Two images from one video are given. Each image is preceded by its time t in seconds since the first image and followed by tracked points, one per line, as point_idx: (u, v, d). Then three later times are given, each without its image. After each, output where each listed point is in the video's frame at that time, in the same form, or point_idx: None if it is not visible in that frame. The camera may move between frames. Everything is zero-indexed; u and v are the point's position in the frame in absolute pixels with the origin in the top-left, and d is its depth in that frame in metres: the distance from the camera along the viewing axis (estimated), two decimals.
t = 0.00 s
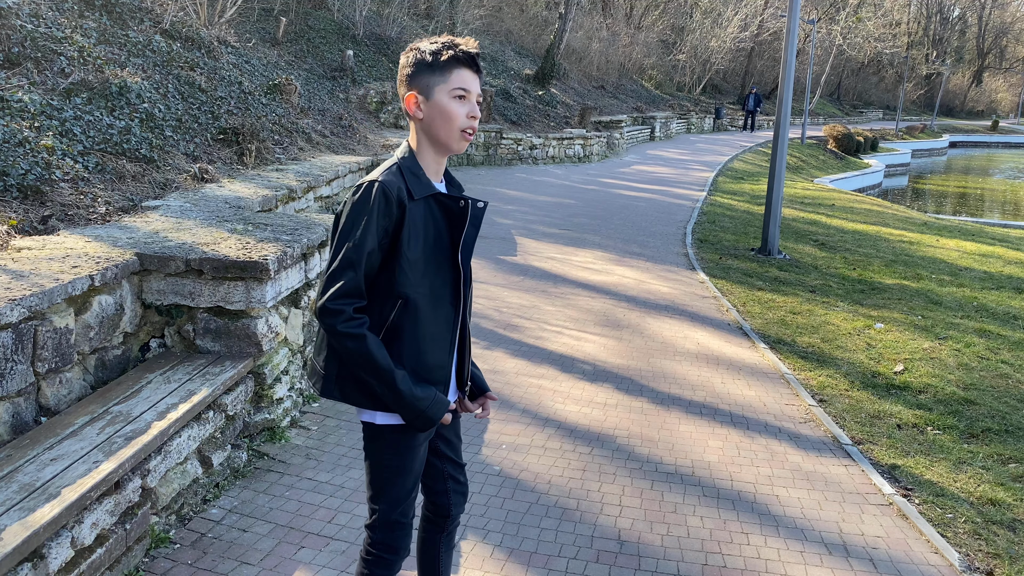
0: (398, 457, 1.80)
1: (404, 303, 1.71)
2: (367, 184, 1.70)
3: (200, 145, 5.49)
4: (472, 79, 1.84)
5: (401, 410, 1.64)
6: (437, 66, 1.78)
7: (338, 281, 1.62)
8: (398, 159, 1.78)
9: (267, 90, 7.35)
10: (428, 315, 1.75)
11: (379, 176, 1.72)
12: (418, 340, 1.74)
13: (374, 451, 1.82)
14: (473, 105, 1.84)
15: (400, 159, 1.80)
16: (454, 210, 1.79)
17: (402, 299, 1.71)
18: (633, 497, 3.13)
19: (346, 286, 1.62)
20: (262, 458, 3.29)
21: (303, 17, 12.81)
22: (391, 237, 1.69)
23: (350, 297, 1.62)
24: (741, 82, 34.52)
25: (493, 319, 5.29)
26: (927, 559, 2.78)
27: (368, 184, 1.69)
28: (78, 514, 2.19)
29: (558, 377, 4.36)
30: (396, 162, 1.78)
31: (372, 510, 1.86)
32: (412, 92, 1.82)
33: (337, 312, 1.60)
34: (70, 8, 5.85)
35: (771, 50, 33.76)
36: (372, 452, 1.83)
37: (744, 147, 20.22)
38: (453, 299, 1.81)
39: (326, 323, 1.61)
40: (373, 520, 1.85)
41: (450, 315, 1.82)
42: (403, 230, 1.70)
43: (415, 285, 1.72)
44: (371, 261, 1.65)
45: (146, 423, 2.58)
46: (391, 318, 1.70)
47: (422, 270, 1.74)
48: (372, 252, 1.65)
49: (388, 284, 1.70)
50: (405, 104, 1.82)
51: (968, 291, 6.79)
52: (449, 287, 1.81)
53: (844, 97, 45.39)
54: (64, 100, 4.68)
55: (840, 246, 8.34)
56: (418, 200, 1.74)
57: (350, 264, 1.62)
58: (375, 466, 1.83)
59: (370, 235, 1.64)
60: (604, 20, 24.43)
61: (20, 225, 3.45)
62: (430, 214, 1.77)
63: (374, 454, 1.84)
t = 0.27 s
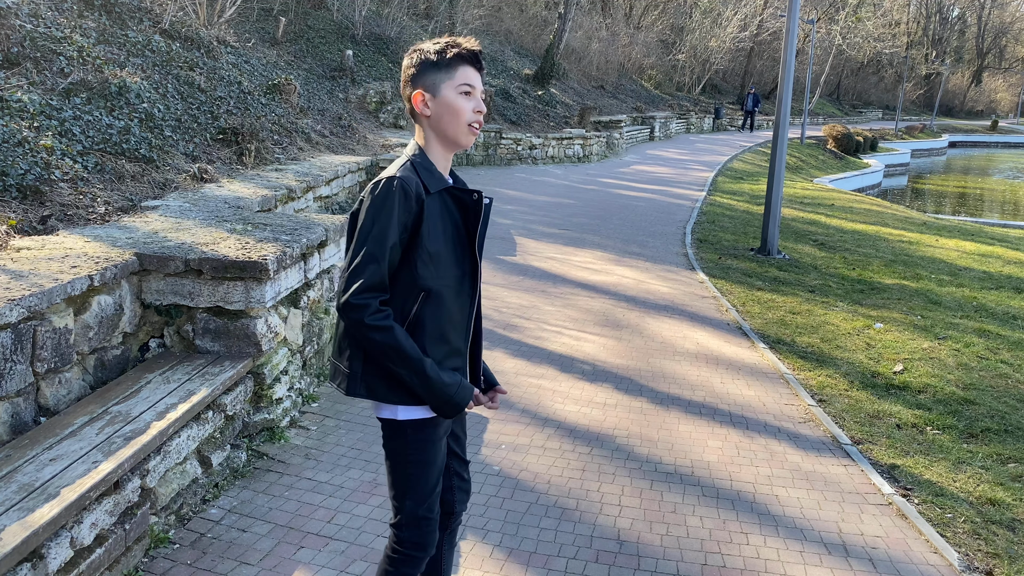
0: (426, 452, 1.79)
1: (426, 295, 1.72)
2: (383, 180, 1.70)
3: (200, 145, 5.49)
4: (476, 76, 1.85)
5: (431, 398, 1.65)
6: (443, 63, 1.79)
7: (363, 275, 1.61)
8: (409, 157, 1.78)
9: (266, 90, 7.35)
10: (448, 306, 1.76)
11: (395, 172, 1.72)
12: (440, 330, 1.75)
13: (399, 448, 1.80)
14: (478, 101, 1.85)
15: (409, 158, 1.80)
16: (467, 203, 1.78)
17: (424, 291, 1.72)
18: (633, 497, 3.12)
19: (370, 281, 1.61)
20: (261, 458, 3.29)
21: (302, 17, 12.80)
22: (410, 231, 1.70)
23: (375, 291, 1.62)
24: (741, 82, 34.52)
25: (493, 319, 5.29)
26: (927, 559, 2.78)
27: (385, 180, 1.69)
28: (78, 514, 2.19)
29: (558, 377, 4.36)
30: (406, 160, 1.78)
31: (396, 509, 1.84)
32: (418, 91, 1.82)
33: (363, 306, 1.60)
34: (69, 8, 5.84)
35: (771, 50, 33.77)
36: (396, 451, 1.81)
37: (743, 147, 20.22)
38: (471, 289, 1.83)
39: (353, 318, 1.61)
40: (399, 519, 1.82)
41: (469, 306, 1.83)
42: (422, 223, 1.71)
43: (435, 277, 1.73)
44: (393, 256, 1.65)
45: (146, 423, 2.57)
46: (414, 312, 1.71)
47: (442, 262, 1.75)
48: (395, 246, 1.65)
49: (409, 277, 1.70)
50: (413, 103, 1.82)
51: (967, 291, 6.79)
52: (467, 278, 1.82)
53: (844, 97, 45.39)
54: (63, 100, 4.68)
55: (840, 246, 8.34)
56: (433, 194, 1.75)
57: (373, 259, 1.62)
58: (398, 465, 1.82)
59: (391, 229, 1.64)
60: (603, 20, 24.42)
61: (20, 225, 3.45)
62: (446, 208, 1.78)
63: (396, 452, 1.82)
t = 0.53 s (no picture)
0: (463, 444, 1.81)
1: (450, 289, 1.74)
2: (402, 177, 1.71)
3: (199, 145, 5.49)
4: (480, 76, 1.87)
5: (465, 389, 1.68)
6: (450, 63, 1.80)
7: (395, 270, 1.61)
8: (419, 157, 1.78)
9: (266, 90, 7.34)
10: (470, 298, 1.78)
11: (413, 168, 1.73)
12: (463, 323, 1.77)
13: (436, 445, 1.79)
14: (483, 101, 1.87)
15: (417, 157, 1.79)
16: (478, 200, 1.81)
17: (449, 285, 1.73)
18: (632, 497, 3.13)
19: (404, 275, 1.62)
20: (260, 458, 3.29)
21: (301, 17, 12.79)
22: (434, 226, 1.71)
23: (406, 286, 1.63)
24: (740, 82, 34.52)
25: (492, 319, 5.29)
26: (926, 559, 2.79)
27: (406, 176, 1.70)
28: (77, 514, 2.19)
29: (557, 377, 4.36)
30: (416, 160, 1.77)
31: (436, 506, 1.83)
32: (422, 92, 1.82)
33: (400, 301, 1.60)
34: (68, 8, 5.84)
35: (770, 50, 33.78)
36: (429, 448, 1.80)
37: (742, 147, 20.22)
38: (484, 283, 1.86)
39: (387, 313, 1.61)
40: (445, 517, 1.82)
41: (484, 299, 1.86)
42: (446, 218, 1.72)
43: (458, 270, 1.76)
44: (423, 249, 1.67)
45: (145, 423, 2.58)
46: (440, 306, 1.72)
47: (462, 256, 1.77)
48: (424, 241, 1.66)
49: (434, 271, 1.71)
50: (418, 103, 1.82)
51: (966, 291, 6.79)
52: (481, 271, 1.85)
53: (843, 97, 45.40)
54: (62, 100, 4.68)
55: (839, 245, 8.35)
56: (450, 189, 1.77)
57: (405, 254, 1.63)
58: (433, 463, 1.80)
59: (420, 224, 1.65)
60: (602, 20, 24.42)
61: (18, 225, 3.45)
62: (461, 203, 1.80)
63: (429, 452, 1.80)
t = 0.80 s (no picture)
0: (508, 424, 1.90)
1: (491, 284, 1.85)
2: (451, 177, 1.78)
3: (196, 145, 5.48)
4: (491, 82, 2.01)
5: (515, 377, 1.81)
6: (475, 68, 1.91)
7: (465, 267, 1.72)
8: (450, 157, 1.86)
9: (263, 90, 7.33)
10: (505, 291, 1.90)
11: (451, 168, 1.81)
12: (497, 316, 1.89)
13: (487, 430, 1.87)
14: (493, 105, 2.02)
15: (447, 157, 1.87)
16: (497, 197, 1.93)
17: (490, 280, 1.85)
18: (629, 497, 3.13)
19: (470, 273, 1.73)
20: (257, 458, 3.29)
21: (298, 17, 12.77)
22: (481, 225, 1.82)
23: (471, 282, 1.74)
24: (738, 82, 34.52)
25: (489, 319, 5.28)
26: (923, 558, 2.79)
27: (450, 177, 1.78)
28: (74, 514, 2.19)
29: (554, 376, 4.36)
30: (448, 158, 1.86)
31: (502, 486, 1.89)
32: (448, 92, 1.90)
33: (469, 297, 1.71)
34: (64, 7, 5.82)
35: (768, 50, 33.79)
36: (479, 434, 1.87)
37: (740, 147, 20.22)
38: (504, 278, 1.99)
39: (461, 309, 1.71)
40: (500, 497, 1.90)
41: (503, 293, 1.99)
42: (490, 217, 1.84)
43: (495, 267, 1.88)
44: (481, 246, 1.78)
45: (142, 423, 2.57)
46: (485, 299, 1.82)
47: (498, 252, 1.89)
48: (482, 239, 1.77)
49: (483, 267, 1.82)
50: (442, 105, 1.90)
51: (963, 290, 6.79)
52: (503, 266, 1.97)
53: (840, 97, 45.43)
54: (59, 100, 4.67)
55: (836, 245, 8.35)
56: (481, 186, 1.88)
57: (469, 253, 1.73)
58: (482, 448, 1.87)
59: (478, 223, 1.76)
60: (600, 20, 24.41)
61: (15, 226, 3.45)
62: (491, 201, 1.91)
63: (477, 437, 1.87)
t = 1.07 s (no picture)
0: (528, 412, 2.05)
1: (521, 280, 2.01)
2: (503, 178, 1.89)
3: (193, 144, 5.47)
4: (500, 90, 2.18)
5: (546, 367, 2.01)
6: (503, 79, 2.07)
7: (523, 266, 1.88)
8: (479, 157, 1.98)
9: (260, 89, 7.31)
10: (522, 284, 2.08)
11: (487, 169, 1.93)
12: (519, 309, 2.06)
13: (516, 420, 2.01)
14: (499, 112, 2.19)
15: (477, 158, 1.99)
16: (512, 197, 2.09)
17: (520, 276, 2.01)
18: (627, 496, 3.13)
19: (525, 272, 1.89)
20: (255, 458, 3.29)
21: (295, 17, 12.75)
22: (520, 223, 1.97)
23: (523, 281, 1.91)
24: (735, 82, 34.52)
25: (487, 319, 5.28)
26: (920, 557, 2.80)
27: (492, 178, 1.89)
28: (70, 514, 2.19)
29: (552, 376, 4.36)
30: (484, 160, 1.98)
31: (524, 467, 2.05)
32: (484, 99, 2.02)
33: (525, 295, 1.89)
34: (61, 7, 5.81)
35: (765, 50, 33.81)
36: (509, 424, 2.00)
37: (737, 147, 20.23)
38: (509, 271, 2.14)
39: (522, 307, 1.87)
40: (530, 481, 2.06)
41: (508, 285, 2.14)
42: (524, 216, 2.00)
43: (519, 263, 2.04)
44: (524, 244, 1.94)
45: (139, 423, 2.57)
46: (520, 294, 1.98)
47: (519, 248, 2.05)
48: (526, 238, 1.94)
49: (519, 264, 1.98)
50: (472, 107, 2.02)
51: (960, 290, 6.81)
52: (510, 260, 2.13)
53: (838, 97, 45.47)
54: (55, 99, 4.66)
55: (833, 245, 8.36)
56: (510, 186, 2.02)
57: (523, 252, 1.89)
58: (511, 437, 2.01)
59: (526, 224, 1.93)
60: (597, 20, 24.41)
61: (11, 225, 3.44)
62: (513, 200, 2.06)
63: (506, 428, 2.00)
